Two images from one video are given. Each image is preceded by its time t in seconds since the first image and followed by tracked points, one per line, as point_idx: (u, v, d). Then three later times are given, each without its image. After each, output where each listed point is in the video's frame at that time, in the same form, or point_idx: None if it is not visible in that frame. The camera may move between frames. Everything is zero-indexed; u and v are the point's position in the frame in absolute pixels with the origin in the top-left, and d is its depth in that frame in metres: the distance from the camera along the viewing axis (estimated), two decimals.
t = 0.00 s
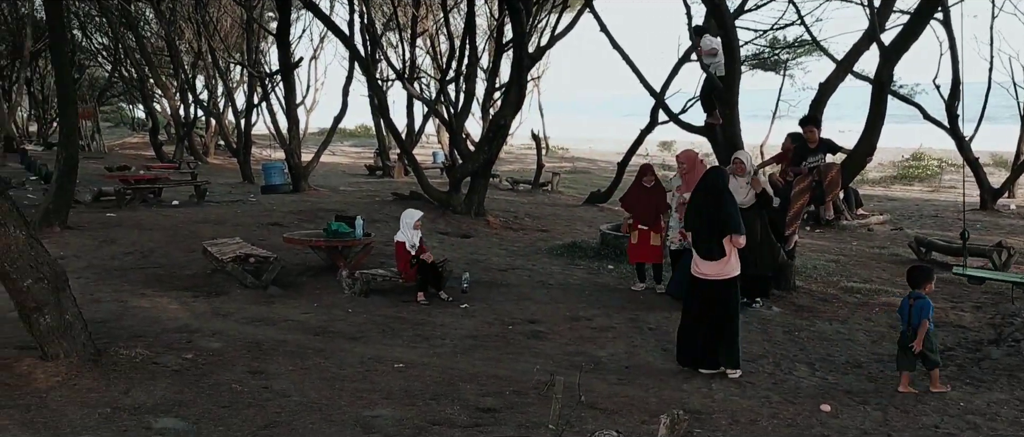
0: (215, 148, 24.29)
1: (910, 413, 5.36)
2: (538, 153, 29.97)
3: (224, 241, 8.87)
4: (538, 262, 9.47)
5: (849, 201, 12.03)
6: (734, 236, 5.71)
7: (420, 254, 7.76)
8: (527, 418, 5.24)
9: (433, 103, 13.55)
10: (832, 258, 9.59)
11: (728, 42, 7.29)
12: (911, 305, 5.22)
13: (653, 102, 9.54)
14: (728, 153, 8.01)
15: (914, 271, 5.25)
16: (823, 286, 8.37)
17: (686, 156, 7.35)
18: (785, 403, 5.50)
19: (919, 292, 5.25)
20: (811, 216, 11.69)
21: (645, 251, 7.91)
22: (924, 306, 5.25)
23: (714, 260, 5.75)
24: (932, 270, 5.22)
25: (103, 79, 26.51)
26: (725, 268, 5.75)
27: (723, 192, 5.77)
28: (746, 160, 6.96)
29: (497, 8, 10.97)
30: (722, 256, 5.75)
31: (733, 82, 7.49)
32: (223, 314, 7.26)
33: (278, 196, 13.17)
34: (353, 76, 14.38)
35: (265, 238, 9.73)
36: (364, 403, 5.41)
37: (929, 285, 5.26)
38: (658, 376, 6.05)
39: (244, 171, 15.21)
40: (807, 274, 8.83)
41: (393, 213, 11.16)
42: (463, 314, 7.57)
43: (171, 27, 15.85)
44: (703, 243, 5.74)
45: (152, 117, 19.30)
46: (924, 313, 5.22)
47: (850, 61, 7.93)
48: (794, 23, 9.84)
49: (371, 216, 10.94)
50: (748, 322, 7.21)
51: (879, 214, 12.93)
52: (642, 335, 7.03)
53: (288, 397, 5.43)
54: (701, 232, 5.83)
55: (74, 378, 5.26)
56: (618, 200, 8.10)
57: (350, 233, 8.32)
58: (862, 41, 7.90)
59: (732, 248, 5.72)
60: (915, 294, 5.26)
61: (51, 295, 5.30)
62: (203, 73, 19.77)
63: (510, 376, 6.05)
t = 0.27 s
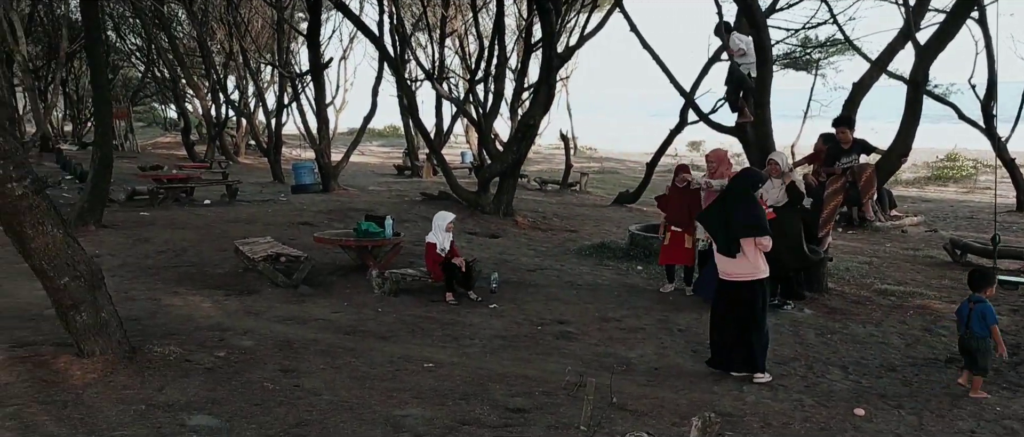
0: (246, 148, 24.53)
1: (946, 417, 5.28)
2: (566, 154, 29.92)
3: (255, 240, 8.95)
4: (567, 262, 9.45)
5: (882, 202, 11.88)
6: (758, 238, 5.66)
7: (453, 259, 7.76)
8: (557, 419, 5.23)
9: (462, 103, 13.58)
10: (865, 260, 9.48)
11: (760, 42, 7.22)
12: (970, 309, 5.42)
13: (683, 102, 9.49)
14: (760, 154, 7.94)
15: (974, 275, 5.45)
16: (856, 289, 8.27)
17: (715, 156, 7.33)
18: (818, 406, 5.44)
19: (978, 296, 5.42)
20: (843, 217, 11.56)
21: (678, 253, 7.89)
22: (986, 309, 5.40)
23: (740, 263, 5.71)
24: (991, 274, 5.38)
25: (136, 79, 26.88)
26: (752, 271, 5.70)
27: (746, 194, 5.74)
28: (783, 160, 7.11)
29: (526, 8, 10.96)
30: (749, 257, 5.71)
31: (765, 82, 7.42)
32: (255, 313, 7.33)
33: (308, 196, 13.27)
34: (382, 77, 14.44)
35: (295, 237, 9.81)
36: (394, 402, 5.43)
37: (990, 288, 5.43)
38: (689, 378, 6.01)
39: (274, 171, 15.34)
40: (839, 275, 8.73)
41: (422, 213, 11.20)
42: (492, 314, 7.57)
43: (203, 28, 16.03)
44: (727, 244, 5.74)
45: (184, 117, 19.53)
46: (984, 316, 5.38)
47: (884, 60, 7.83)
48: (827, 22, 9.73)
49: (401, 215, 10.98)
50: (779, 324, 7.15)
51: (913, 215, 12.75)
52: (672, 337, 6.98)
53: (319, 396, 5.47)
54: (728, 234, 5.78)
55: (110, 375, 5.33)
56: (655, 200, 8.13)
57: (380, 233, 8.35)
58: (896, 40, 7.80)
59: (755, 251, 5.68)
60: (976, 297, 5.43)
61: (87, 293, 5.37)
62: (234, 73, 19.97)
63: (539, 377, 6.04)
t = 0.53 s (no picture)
0: (282, 149, 24.81)
1: (991, 423, 5.18)
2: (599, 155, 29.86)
3: (292, 240, 9.05)
4: (602, 263, 9.43)
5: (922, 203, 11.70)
6: (790, 249, 5.50)
7: (488, 260, 7.78)
8: (592, 420, 5.21)
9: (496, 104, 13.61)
10: (905, 262, 9.33)
11: (799, 41, 7.15)
12: None
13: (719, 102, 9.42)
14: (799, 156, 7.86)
15: None
16: (897, 291, 8.15)
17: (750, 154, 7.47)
18: (859, 410, 5.36)
19: None
20: (882, 218, 11.41)
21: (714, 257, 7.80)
22: None
23: (771, 272, 5.59)
24: None
25: (176, 81, 27.31)
26: (782, 282, 5.55)
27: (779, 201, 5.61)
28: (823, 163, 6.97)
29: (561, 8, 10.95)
30: (781, 267, 5.55)
31: (804, 81, 7.34)
32: (293, 312, 7.40)
33: (344, 196, 13.39)
34: (417, 78, 14.53)
35: (332, 238, 9.90)
36: (431, 402, 5.45)
37: None
38: (726, 381, 5.96)
39: (310, 172, 15.49)
40: (879, 278, 8.60)
41: (457, 214, 11.25)
42: (527, 315, 7.58)
43: (241, 30, 16.23)
44: (759, 251, 5.64)
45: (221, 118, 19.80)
46: None
47: (926, 59, 7.72)
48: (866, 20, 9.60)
49: (435, 216, 11.04)
50: (818, 326, 7.06)
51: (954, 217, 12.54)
52: (709, 339, 6.93)
53: (356, 395, 5.51)
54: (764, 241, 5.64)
55: (152, 372, 5.41)
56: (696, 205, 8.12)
57: (416, 233, 8.39)
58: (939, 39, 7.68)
59: (788, 261, 5.52)
60: None
61: (130, 291, 5.43)
62: (271, 75, 20.20)
63: (575, 378, 6.03)
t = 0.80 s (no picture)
0: (323, 149, 25.06)
1: None
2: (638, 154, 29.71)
3: (335, 239, 9.14)
4: (642, 263, 9.38)
5: (971, 204, 11.48)
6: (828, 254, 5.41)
7: (526, 261, 7.80)
8: (634, 421, 5.20)
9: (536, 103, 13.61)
10: (953, 264, 9.16)
11: (845, 40, 7.05)
12: None
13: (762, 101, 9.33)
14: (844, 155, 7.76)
15: None
16: (945, 294, 8.00)
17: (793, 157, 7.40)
18: (907, 414, 5.27)
19: None
20: (929, 220, 11.21)
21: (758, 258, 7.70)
22: None
23: (807, 276, 5.53)
24: None
25: (219, 82, 27.73)
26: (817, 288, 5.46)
27: (822, 204, 5.55)
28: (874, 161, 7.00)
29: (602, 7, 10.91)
30: (820, 272, 5.47)
31: (850, 81, 7.24)
32: (335, 311, 7.48)
33: (385, 196, 13.49)
34: (456, 78, 14.58)
35: (373, 237, 9.98)
36: (473, 401, 5.47)
37: None
38: (770, 383, 5.90)
39: (351, 171, 15.63)
40: (926, 280, 8.46)
41: (498, 214, 11.27)
42: (568, 315, 7.57)
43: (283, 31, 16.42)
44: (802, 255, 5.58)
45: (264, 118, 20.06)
46: None
47: (976, 58, 7.57)
48: (914, 18, 9.43)
49: (475, 215, 11.08)
50: (864, 329, 6.95)
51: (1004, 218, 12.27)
52: (751, 341, 6.86)
53: (399, 393, 5.55)
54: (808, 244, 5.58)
55: (199, 368, 5.50)
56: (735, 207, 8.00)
57: (456, 232, 8.43)
58: (989, 37, 7.52)
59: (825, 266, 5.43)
60: None
61: (178, 288, 5.52)
62: (312, 75, 20.41)
63: (617, 378, 6.01)
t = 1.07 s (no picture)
0: (366, 149, 25.29)
1: None
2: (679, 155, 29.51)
3: (377, 239, 9.22)
4: (684, 265, 9.32)
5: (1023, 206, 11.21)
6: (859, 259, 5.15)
7: (568, 262, 7.81)
8: (676, 423, 5.17)
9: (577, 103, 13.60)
10: (1005, 268, 8.95)
11: (893, 39, 6.94)
12: None
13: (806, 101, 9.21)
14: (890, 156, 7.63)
15: None
16: (996, 298, 7.82)
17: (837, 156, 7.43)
18: (958, 420, 5.16)
19: None
20: (978, 221, 10.97)
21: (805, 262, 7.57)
22: None
23: (843, 281, 5.29)
24: None
25: (264, 83, 28.14)
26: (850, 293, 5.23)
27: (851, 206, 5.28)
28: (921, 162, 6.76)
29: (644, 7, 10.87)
30: (852, 276, 5.22)
31: (898, 80, 7.13)
32: (378, 310, 7.55)
33: (426, 196, 13.58)
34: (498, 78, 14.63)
35: (415, 236, 10.06)
36: (514, 401, 5.49)
37: None
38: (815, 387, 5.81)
39: (392, 171, 15.76)
40: (976, 283, 8.28)
41: (539, 214, 11.28)
42: (609, 316, 7.55)
43: (327, 33, 16.61)
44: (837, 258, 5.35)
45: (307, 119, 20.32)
46: None
47: None
48: (964, 16, 9.24)
49: (516, 216, 11.10)
50: (912, 333, 6.83)
51: None
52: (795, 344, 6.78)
53: (441, 392, 5.59)
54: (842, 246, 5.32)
55: (245, 366, 5.59)
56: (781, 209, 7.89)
57: (497, 233, 8.45)
58: None
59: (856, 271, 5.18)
60: None
61: (225, 287, 5.61)
62: (355, 77, 20.61)
63: (659, 380, 5.98)
